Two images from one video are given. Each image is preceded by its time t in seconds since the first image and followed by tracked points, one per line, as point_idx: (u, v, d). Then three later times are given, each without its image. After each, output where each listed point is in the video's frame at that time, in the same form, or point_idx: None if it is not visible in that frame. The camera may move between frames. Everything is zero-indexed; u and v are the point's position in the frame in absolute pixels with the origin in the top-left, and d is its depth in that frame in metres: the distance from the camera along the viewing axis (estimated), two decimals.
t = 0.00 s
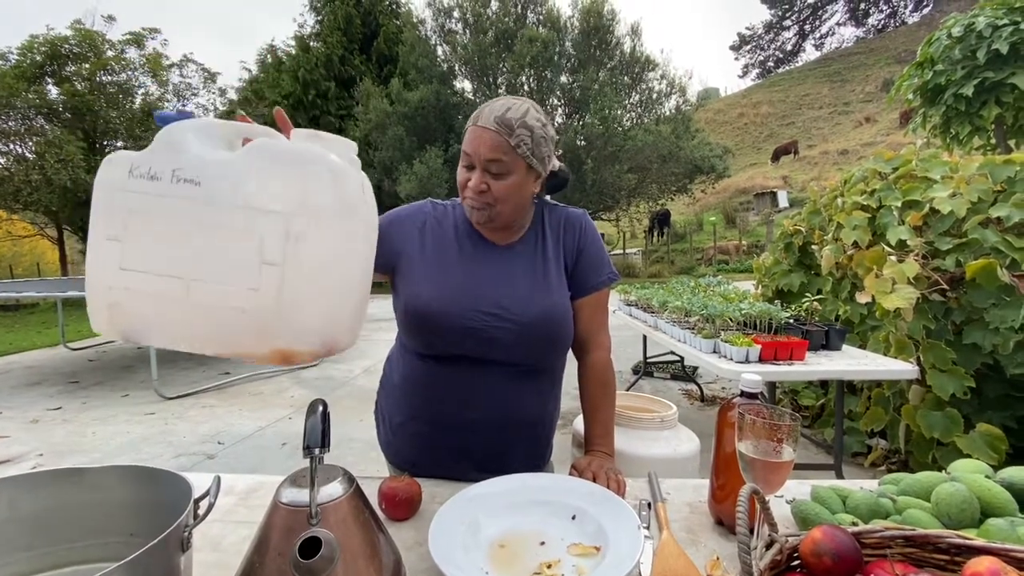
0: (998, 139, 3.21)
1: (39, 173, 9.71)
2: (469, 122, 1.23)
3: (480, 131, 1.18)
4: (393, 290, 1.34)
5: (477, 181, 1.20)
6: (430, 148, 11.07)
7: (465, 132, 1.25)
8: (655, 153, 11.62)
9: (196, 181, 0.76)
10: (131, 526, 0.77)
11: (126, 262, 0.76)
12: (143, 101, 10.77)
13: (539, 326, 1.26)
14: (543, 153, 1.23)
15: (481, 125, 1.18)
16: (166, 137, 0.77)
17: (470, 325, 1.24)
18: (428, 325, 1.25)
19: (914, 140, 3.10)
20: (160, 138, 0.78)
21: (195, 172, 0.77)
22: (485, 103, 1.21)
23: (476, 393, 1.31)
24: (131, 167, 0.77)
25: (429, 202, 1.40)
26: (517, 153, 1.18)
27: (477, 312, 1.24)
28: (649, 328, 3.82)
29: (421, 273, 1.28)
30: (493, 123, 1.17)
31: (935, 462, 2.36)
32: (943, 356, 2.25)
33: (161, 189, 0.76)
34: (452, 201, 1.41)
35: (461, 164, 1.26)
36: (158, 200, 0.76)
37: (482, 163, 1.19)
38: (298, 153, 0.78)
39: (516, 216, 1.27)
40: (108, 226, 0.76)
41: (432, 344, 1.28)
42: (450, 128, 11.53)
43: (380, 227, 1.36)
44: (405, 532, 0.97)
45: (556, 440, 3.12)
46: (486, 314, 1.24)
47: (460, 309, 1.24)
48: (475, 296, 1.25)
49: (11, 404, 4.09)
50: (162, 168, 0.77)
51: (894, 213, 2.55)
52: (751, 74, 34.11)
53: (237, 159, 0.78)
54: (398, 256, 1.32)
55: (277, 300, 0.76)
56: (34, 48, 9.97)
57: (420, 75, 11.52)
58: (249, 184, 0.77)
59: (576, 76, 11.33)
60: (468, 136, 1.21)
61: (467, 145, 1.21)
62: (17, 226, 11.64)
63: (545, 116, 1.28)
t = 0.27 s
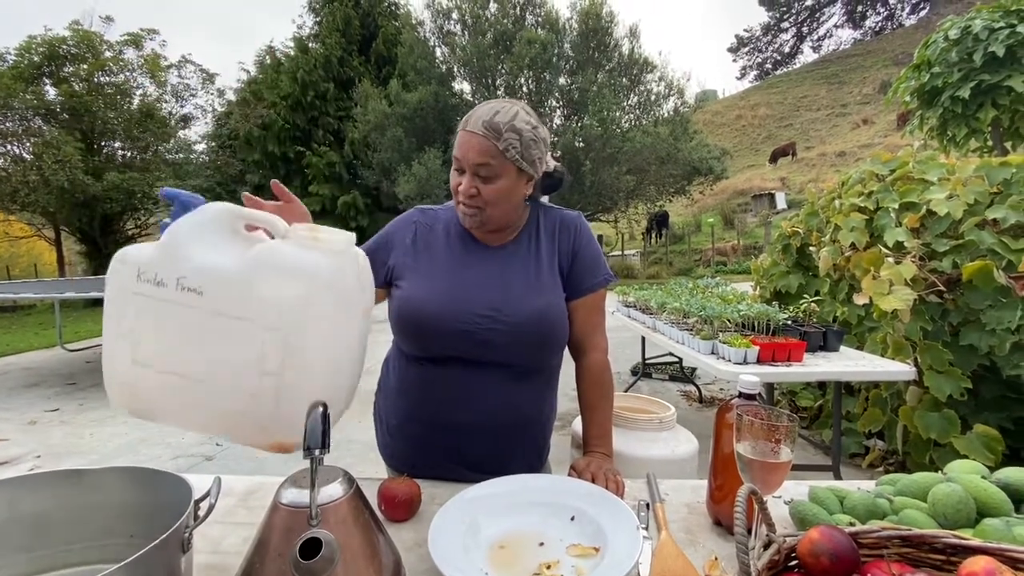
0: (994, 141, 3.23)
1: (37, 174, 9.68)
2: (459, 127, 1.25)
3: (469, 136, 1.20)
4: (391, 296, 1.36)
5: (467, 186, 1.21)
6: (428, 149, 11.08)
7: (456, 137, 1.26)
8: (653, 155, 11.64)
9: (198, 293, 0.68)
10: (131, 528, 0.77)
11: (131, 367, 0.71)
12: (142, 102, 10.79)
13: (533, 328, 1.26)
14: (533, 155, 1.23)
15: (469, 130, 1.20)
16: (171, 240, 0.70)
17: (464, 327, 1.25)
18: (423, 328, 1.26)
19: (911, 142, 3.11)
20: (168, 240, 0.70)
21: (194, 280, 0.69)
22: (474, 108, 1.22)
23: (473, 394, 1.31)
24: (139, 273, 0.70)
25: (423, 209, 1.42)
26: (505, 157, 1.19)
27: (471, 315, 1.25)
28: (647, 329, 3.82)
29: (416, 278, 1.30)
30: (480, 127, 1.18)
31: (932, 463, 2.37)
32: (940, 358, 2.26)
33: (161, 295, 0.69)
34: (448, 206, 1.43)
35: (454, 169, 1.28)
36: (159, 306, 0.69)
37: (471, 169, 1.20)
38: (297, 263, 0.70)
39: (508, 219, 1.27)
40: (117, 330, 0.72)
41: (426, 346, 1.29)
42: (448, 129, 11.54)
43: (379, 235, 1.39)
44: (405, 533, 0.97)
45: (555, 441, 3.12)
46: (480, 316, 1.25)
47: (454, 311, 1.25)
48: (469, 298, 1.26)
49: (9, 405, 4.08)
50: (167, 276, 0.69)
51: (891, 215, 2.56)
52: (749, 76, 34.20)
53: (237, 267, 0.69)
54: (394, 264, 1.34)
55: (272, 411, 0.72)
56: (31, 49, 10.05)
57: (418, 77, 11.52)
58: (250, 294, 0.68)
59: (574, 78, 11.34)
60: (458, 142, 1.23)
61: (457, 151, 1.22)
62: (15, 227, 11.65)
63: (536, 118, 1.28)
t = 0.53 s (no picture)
0: (991, 143, 3.24)
1: (35, 176, 9.65)
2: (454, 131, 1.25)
3: (464, 140, 1.20)
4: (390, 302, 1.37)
5: (464, 189, 1.22)
6: (427, 151, 11.09)
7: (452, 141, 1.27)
8: (652, 156, 11.66)
9: (190, 355, 0.86)
10: (131, 529, 0.77)
11: (143, 416, 0.90)
12: (140, 103, 10.81)
13: (533, 330, 1.27)
14: (529, 156, 1.23)
15: (464, 133, 1.20)
16: (158, 307, 0.88)
17: (464, 329, 1.26)
18: (421, 332, 1.27)
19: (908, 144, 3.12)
20: (151, 315, 0.88)
21: (183, 345, 0.86)
22: (470, 110, 1.23)
23: (475, 395, 1.32)
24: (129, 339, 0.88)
25: (422, 214, 1.42)
26: (500, 159, 1.19)
27: (470, 318, 1.26)
28: (646, 330, 3.83)
29: (417, 283, 1.31)
30: (476, 130, 1.18)
31: (930, 464, 2.38)
32: (937, 359, 2.27)
33: (159, 360, 0.87)
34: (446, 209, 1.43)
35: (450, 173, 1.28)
36: (159, 370, 0.87)
37: (467, 172, 1.21)
38: (279, 312, 0.86)
39: (505, 221, 1.28)
40: (124, 390, 0.90)
41: (426, 349, 1.29)
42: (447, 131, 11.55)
43: (379, 241, 1.41)
44: (405, 534, 0.97)
45: (554, 443, 3.13)
46: (479, 319, 1.26)
47: (454, 315, 1.26)
48: (469, 302, 1.27)
49: (6, 407, 4.07)
50: (159, 340, 0.87)
51: (888, 217, 2.57)
52: (747, 78, 34.28)
53: (218, 324, 0.86)
54: (393, 271, 1.36)
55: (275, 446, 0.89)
56: (29, 50, 10.10)
57: (417, 78, 11.52)
58: (233, 347, 0.85)
59: (573, 79, 11.36)
60: (455, 144, 1.23)
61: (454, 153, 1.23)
62: (12, 228, 11.64)
63: (531, 120, 1.28)
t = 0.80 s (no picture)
0: (989, 145, 3.25)
1: (33, 176, 9.64)
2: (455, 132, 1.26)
3: (464, 141, 1.21)
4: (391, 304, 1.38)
5: (463, 190, 1.22)
6: (426, 152, 11.09)
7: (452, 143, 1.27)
8: (650, 158, 11.67)
9: (187, 376, 0.88)
10: (130, 531, 0.77)
11: (133, 441, 0.91)
12: (138, 104, 10.84)
13: (533, 333, 1.27)
14: (529, 158, 1.24)
15: (464, 134, 1.21)
16: (147, 330, 0.90)
17: (465, 332, 1.26)
18: (422, 334, 1.27)
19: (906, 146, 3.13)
20: (143, 337, 0.89)
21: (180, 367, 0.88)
22: (471, 111, 1.23)
23: (476, 396, 1.32)
24: (116, 364, 0.90)
25: (421, 216, 1.42)
26: (501, 160, 1.20)
27: (471, 320, 1.26)
28: (645, 332, 3.83)
29: (418, 285, 1.31)
30: (476, 131, 1.19)
31: (929, 465, 2.38)
32: (935, 360, 2.28)
33: (151, 384, 0.88)
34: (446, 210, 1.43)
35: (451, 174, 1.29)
36: (153, 395, 0.89)
37: (467, 172, 1.21)
38: (285, 329, 0.88)
39: (505, 223, 1.28)
40: (108, 416, 0.90)
41: (427, 351, 1.29)
42: (446, 132, 11.56)
43: (379, 244, 1.41)
44: (405, 536, 0.97)
45: (553, 444, 3.13)
46: (480, 321, 1.26)
47: (455, 317, 1.26)
48: (470, 305, 1.27)
49: (4, 409, 4.06)
50: (150, 364, 0.89)
51: (887, 218, 2.58)
52: (745, 79, 34.35)
53: (214, 345, 0.89)
54: (393, 275, 1.37)
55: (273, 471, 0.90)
56: (28, 51, 10.12)
57: (416, 79, 11.53)
58: (228, 366, 0.88)
59: (571, 81, 11.36)
60: (455, 145, 1.23)
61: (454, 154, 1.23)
62: (10, 228, 11.66)
63: (531, 121, 1.29)
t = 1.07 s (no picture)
0: (987, 146, 3.25)
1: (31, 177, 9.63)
2: (474, 130, 1.25)
3: (496, 136, 1.22)
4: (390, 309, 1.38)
5: (498, 187, 1.22)
6: (424, 153, 11.08)
7: (470, 141, 1.25)
8: (649, 159, 11.67)
9: (171, 401, 0.88)
10: (131, 532, 0.77)
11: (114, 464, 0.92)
12: (137, 105, 10.90)
13: (534, 336, 1.27)
14: (541, 156, 1.31)
15: (495, 130, 1.22)
16: (131, 351, 0.91)
17: (465, 336, 1.26)
18: (422, 339, 1.27)
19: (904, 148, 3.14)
20: (127, 360, 0.90)
21: (164, 391, 0.89)
22: (491, 108, 1.24)
23: (475, 399, 1.32)
24: (99, 387, 0.90)
25: (418, 219, 1.43)
26: (530, 156, 1.25)
27: (472, 325, 1.26)
28: (644, 332, 3.84)
29: (417, 290, 1.32)
30: (508, 127, 1.22)
31: (927, 465, 2.39)
32: (934, 361, 2.29)
33: (135, 407, 0.89)
34: (443, 213, 1.44)
35: (468, 173, 1.26)
36: (137, 418, 0.90)
37: (501, 168, 1.22)
38: (274, 351, 0.89)
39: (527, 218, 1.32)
40: (90, 439, 0.91)
41: (426, 356, 1.30)
42: (445, 134, 11.57)
43: (378, 249, 1.42)
44: (406, 537, 0.97)
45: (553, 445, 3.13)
46: (480, 326, 1.26)
47: (454, 322, 1.26)
48: (470, 309, 1.27)
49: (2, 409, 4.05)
50: (134, 386, 0.90)
51: (885, 220, 2.58)
52: (743, 81, 34.39)
53: (198, 367, 0.89)
54: (392, 280, 1.38)
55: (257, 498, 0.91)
56: (27, 52, 10.15)
57: (415, 81, 11.54)
58: (211, 390, 0.89)
59: (570, 82, 11.37)
60: (481, 142, 1.22)
61: (484, 152, 1.22)
62: (9, 229, 11.70)
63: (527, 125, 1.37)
